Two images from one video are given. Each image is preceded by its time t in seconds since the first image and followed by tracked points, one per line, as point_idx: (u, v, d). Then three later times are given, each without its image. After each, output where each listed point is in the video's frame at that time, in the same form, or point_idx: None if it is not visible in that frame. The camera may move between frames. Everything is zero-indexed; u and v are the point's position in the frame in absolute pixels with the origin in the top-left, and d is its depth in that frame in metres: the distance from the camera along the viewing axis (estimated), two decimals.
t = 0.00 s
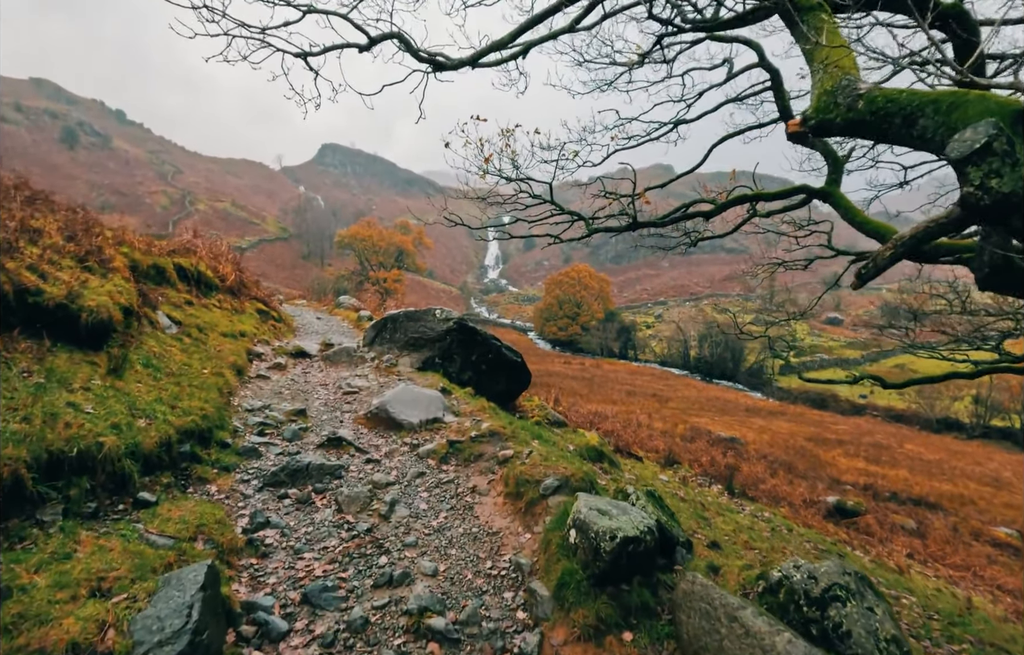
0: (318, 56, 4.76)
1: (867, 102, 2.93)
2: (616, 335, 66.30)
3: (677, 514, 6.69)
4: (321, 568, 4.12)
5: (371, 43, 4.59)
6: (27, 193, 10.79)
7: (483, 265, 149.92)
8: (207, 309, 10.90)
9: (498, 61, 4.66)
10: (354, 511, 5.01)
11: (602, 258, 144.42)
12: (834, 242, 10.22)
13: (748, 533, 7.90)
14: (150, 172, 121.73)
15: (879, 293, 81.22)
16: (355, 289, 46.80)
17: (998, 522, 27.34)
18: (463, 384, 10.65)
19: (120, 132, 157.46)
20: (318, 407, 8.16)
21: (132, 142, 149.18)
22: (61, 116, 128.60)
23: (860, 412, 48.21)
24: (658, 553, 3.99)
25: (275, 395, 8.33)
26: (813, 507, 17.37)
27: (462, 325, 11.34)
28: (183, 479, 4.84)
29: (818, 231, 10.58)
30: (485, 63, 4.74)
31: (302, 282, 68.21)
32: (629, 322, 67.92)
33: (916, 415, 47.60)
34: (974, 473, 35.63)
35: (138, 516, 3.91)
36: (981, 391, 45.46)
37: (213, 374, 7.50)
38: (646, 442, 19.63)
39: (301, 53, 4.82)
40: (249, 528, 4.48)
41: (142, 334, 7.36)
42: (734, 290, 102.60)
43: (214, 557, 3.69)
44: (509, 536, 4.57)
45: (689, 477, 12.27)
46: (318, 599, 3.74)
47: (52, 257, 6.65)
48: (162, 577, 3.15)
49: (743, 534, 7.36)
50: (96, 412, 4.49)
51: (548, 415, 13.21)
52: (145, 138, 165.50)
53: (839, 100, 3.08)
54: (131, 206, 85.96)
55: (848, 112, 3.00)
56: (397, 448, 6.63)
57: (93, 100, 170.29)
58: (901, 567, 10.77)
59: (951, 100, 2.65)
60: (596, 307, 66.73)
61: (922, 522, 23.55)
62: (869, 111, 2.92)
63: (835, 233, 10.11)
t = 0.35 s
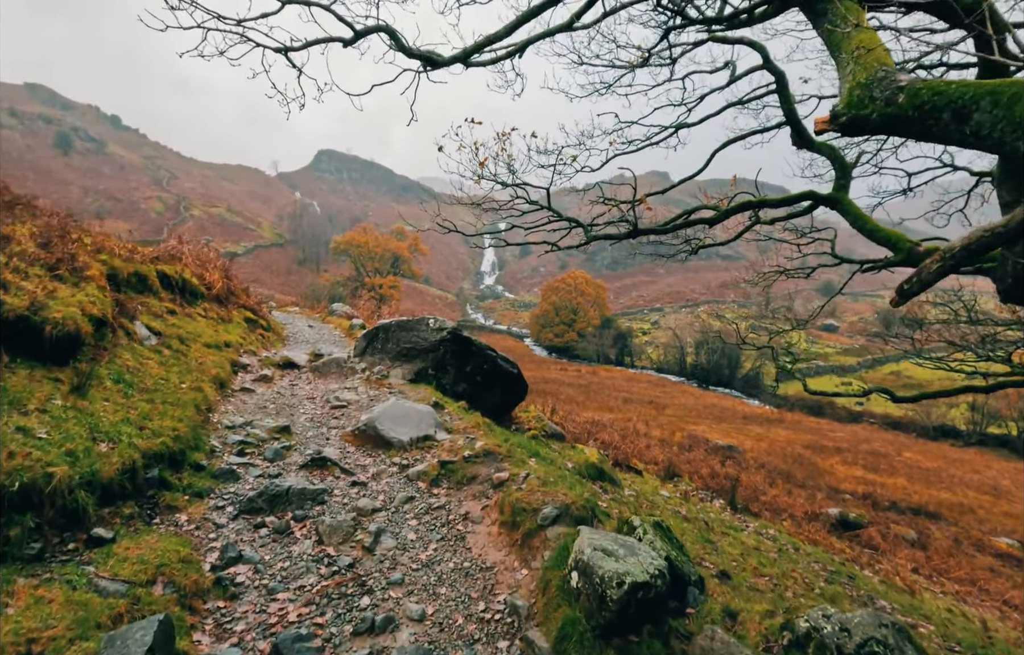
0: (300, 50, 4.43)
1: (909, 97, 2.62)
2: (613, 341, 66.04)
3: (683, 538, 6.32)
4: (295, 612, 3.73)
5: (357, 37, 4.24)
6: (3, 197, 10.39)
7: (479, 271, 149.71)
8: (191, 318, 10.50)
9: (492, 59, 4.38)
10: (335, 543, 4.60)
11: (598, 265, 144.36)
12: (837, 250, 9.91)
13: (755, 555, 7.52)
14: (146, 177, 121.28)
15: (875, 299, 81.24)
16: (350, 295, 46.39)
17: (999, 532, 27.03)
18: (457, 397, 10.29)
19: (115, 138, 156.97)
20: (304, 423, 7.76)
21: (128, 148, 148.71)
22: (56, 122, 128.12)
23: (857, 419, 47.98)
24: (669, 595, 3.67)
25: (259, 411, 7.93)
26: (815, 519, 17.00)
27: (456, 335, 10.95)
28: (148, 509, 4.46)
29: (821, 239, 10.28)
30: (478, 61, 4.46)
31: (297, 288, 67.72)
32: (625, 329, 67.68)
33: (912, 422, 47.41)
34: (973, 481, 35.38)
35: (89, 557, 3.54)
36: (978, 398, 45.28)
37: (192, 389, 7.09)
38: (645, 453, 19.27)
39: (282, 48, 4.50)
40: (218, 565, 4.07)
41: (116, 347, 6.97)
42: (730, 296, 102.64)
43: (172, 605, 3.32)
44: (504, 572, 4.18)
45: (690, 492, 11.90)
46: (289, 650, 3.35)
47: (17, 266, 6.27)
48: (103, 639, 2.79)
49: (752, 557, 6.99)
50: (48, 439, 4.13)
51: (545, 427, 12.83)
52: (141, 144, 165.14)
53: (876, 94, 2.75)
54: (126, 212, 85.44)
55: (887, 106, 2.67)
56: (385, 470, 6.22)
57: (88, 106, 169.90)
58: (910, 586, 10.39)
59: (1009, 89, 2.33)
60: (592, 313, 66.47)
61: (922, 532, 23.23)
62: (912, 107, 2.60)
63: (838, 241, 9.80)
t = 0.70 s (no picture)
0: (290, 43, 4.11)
1: (967, 80, 2.33)
2: (610, 348, 65.75)
3: (694, 557, 6.00)
4: (280, 649, 3.41)
5: (351, 28, 3.92)
6: None
7: (476, 277, 149.45)
8: (180, 325, 10.17)
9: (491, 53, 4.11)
10: (325, 569, 4.26)
11: (595, 271, 144.35)
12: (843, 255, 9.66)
13: (767, 572, 7.21)
14: (142, 183, 120.91)
15: (871, 306, 81.27)
16: (346, 301, 46.02)
17: (1001, 541, 26.73)
18: (455, 406, 9.98)
19: (111, 144, 156.53)
20: (296, 435, 7.43)
21: (124, 154, 148.30)
22: (52, 127, 127.77)
23: (855, 425, 47.77)
24: (691, 632, 3.36)
25: (249, 423, 7.60)
26: (818, 529, 16.67)
27: (454, 342, 10.63)
28: (124, 532, 4.15)
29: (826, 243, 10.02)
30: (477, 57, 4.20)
31: (292, 294, 67.27)
32: (622, 335, 67.48)
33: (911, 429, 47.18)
34: (973, 488, 35.12)
35: (51, 591, 3.24)
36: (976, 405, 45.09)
37: (177, 400, 6.75)
38: (644, 461, 18.95)
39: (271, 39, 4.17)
40: (197, 595, 3.73)
41: (97, 356, 6.64)
42: (726, 303, 102.64)
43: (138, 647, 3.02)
44: (508, 602, 3.86)
45: (695, 504, 11.57)
46: None
47: None
48: None
49: (765, 577, 6.66)
50: (12, 458, 3.84)
51: (544, 437, 12.51)
52: (137, 150, 164.89)
53: (925, 78, 2.48)
54: (120, 217, 84.98)
55: (939, 92, 2.40)
56: (380, 486, 5.89)
57: (85, 112, 169.56)
58: (922, 600, 10.07)
59: None
60: (589, 319, 66.29)
61: (925, 541, 22.93)
62: (969, 92, 2.32)
63: (845, 246, 9.56)
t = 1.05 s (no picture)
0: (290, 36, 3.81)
1: None
2: (614, 355, 65.29)
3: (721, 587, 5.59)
4: None
5: (358, 19, 3.60)
6: None
7: (479, 284, 149.27)
8: (178, 336, 9.81)
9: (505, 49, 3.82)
10: (329, 608, 3.88)
11: (597, 278, 144.18)
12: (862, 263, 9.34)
13: (796, 598, 6.81)
14: (146, 189, 121.38)
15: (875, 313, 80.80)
16: (349, 308, 45.74)
17: (1015, 553, 26.14)
18: (464, 419, 9.64)
19: (116, 151, 157.21)
20: (299, 451, 7.07)
21: (128, 161, 148.96)
22: (58, 135, 128.50)
23: (862, 434, 47.18)
24: None
25: (250, 440, 7.20)
26: (833, 544, 16.21)
27: (462, 352, 10.27)
28: (108, 568, 3.80)
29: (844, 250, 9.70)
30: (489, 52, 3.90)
31: (295, 301, 67.10)
32: (626, 342, 67.09)
33: (919, 438, 46.56)
34: (984, 499, 34.52)
35: (20, 644, 2.90)
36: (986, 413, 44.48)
37: (173, 416, 6.38)
38: (653, 473, 18.56)
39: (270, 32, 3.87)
40: (188, 644, 3.36)
41: (89, 369, 6.32)
42: (729, 310, 102.21)
43: None
44: (532, 650, 3.48)
45: (711, 520, 11.15)
46: None
47: None
48: None
49: (797, 605, 6.25)
50: None
51: (553, 450, 12.12)
52: (142, 157, 165.72)
53: None
54: (124, 224, 85.17)
55: None
56: (387, 509, 5.51)
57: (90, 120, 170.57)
58: (949, 623, 9.62)
59: None
60: (593, 326, 65.92)
61: (938, 554, 22.38)
62: None
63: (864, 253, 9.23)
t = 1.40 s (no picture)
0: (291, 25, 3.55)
1: None
2: (620, 358, 64.85)
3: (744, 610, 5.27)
4: None
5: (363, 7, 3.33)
6: None
7: (484, 287, 149.09)
8: (180, 340, 9.59)
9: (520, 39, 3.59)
10: (330, 640, 3.59)
11: (603, 281, 143.72)
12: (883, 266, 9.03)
13: (822, 618, 6.49)
14: (154, 193, 122.01)
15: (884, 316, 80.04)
16: (354, 311, 45.60)
17: None
18: (472, 427, 9.38)
19: (124, 155, 158.29)
20: (302, 462, 6.80)
21: (136, 165, 149.85)
22: (67, 139, 129.38)
23: (872, 439, 46.54)
24: None
25: (252, 449, 6.95)
26: (848, 554, 15.80)
27: (470, 358, 9.97)
28: (93, 595, 3.53)
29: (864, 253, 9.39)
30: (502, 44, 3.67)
31: (301, 304, 67.05)
32: (632, 345, 66.65)
33: (929, 443, 45.90)
34: (998, 506, 33.90)
35: None
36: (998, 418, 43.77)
37: (171, 425, 6.14)
38: (662, 480, 18.20)
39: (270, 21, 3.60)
40: None
41: (83, 376, 6.08)
42: (736, 313, 101.57)
43: None
44: None
45: (726, 532, 10.81)
46: None
47: None
48: None
49: (825, 627, 5.92)
50: None
51: (563, 457, 11.82)
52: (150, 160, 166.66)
53: None
54: (132, 227, 85.47)
55: None
56: (394, 526, 5.22)
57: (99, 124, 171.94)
58: (976, 641, 9.25)
59: None
60: (598, 329, 65.49)
61: (954, 563, 21.88)
62: None
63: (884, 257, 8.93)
